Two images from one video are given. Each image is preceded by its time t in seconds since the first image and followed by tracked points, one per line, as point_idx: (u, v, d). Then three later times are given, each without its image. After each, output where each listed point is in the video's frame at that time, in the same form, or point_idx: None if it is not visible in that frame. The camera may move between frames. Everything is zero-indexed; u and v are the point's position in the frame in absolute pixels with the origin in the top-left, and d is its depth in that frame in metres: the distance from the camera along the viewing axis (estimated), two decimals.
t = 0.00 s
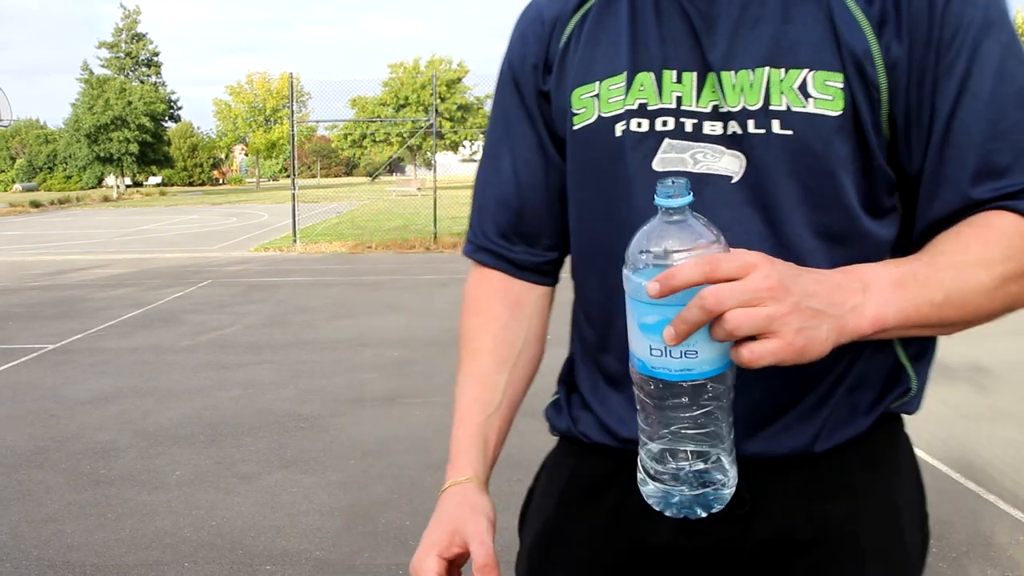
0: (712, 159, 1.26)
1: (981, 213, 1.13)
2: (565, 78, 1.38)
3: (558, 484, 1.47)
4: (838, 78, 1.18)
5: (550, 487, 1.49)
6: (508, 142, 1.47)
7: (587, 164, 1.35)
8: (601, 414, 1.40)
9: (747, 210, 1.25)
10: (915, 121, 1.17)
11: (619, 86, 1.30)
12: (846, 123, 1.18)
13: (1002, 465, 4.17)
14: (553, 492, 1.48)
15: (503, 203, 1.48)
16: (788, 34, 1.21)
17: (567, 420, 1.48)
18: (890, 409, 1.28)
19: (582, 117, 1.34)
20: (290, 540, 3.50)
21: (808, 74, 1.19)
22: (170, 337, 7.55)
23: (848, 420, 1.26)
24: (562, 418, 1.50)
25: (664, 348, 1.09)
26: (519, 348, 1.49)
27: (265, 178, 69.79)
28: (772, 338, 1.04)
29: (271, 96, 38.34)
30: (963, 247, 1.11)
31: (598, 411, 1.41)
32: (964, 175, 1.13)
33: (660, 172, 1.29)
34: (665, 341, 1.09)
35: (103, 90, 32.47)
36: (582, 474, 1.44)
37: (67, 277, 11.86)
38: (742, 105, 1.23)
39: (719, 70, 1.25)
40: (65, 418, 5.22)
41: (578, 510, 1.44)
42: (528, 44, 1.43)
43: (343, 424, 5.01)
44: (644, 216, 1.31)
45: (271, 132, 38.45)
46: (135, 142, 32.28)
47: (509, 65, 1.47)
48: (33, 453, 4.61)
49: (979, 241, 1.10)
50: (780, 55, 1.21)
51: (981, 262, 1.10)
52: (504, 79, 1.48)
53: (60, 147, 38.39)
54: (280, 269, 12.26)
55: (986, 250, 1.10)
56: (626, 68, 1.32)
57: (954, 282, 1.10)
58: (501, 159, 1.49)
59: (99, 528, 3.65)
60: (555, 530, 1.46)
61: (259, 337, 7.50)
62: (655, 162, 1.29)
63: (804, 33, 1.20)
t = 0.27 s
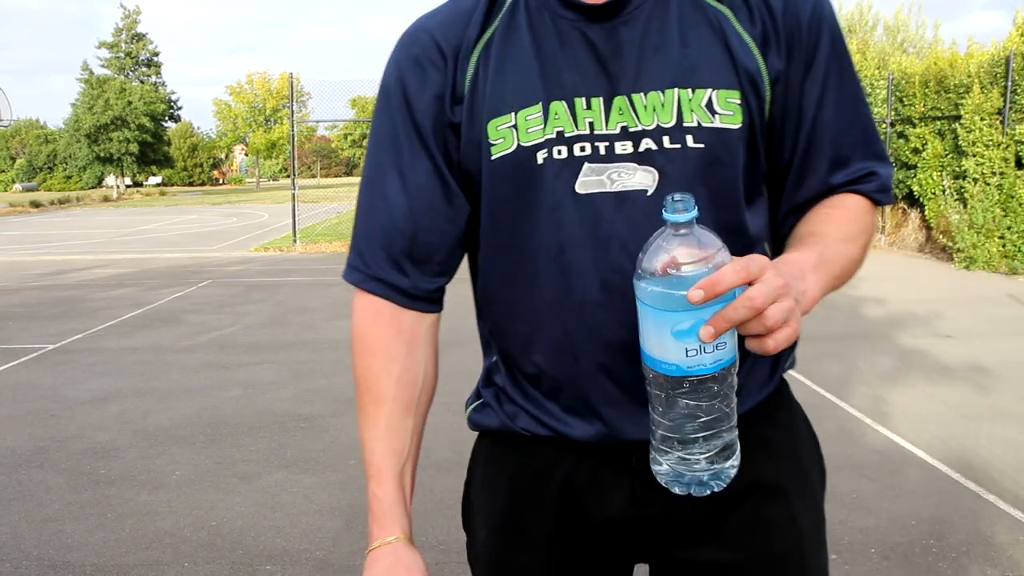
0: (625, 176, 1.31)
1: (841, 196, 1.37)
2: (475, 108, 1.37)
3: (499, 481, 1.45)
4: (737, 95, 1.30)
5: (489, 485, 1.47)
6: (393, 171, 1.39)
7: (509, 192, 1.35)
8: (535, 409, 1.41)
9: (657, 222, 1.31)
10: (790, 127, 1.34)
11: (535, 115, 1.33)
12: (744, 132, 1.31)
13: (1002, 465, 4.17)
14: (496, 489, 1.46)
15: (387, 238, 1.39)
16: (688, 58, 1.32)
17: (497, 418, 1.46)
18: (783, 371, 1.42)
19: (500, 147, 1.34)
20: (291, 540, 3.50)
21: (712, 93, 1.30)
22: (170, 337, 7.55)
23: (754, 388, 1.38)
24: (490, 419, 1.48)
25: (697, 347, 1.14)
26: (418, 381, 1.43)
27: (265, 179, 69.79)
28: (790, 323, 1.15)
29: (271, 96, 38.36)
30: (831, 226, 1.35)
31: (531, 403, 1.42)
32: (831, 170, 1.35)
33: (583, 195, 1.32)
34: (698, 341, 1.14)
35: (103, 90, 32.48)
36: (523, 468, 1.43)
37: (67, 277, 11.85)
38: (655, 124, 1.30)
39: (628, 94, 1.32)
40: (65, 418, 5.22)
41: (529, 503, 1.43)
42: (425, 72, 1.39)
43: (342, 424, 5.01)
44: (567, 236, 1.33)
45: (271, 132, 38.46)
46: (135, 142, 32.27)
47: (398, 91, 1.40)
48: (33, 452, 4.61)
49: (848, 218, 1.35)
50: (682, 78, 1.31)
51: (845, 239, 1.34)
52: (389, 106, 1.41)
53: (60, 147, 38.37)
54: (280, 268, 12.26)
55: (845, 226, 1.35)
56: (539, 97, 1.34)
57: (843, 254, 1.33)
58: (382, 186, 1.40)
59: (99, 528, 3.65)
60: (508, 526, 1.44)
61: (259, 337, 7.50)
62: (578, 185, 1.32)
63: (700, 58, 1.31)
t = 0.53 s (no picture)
0: (598, 173, 1.38)
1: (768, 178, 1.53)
2: (457, 112, 1.37)
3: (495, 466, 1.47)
4: (693, 95, 1.41)
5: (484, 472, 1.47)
6: (359, 160, 1.31)
7: (498, 197, 1.36)
8: (533, 403, 1.44)
9: (627, 217, 1.39)
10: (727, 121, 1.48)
11: (518, 122, 1.36)
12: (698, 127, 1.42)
13: (1003, 465, 4.17)
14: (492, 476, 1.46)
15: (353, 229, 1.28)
16: (647, 63, 1.41)
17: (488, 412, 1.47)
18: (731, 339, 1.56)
19: (484, 153, 1.35)
20: (291, 540, 3.50)
21: (672, 94, 1.39)
22: (170, 337, 7.55)
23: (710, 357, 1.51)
24: (479, 415, 1.48)
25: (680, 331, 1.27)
26: (388, 382, 1.31)
27: (265, 179, 69.81)
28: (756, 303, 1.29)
29: (270, 96, 38.37)
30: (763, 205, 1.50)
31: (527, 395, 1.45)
32: (764, 154, 1.51)
33: (567, 195, 1.37)
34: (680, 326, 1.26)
35: (103, 90, 32.48)
36: (518, 452, 1.46)
37: (67, 277, 11.85)
38: (625, 125, 1.38)
39: (597, 98, 1.38)
40: (65, 418, 5.22)
41: (528, 488, 1.45)
42: (394, 66, 1.34)
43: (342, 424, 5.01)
44: (555, 234, 1.36)
45: (271, 132, 38.46)
46: (135, 142, 32.27)
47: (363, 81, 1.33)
48: (33, 453, 4.61)
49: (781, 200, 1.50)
50: (644, 83, 1.39)
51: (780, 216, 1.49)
52: (353, 95, 1.33)
53: (60, 147, 38.38)
54: (280, 269, 12.26)
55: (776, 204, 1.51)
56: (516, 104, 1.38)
57: (783, 229, 1.47)
58: (346, 176, 1.31)
59: (99, 528, 3.65)
60: (510, 514, 1.45)
61: (259, 337, 7.51)
62: (561, 186, 1.37)
63: (657, 64, 1.41)
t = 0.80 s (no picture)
0: (603, 163, 1.50)
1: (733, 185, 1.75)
2: (484, 89, 1.42)
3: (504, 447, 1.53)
4: (682, 103, 1.60)
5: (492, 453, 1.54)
6: (410, 94, 1.29)
7: (518, 177, 1.43)
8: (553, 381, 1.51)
9: (625, 207, 1.53)
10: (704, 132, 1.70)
11: (539, 108, 1.44)
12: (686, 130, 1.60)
13: (1004, 466, 4.16)
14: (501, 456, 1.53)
15: (416, 141, 1.23)
16: (647, 69, 1.57)
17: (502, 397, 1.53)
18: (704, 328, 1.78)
19: (506, 134, 1.42)
20: (291, 540, 3.50)
21: (667, 99, 1.57)
22: (170, 337, 7.55)
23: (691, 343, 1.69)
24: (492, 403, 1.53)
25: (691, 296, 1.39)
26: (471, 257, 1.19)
27: (265, 179, 69.79)
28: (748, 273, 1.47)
29: (270, 96, 38.38)
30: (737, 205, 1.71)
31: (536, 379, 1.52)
32: (734, 163, 1.73)
33: (578, 180, 1.47)
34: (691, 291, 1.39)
35: (103, 90, 32.45)
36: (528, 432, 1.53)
37: (66, 277, 11.84)
38: (627, 122, 1.52)
39: (603, 97, 1.51)
40: (65, 418, 5.22)
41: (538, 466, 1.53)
42: (436, 34, 1.40)
43: (342, 423, 5.01)
44: (569, 216, 1.46)
45: (271, 132, 38.43)
46: (135, 142, 32.24)
47: (406, 39, 1.37)
48: (33, 452, 4.61)
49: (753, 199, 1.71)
50: (645, 87, 1.55)
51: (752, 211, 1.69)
52: (398, 48, 1.35)
53: (60, 147, 38.36)
54: (280, 269, 12.25)
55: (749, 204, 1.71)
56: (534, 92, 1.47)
57: (757, 225, 1.64)
58: (396, 103, 1.27)
59: (98, 528, 3.65)
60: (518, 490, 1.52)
61: (259, 337, 7.50)
62: (573, 170, 1.47)
63: (652, 74, 1.57)
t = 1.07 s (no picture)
0: (622, 171, 1.55)
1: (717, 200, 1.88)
2: (526, 95, 1.45)
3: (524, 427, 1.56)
4: (687, 125, 1.70)
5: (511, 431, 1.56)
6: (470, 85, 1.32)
7: (551, 179, 1.46)
8: (581, 364, 1.53)
9: (639, 214, 1.59)
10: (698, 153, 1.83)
11: (574, 117, 1.49)
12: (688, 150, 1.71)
13: (1004, 466, 4.17)
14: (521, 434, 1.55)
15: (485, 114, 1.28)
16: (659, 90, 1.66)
17: (527, 379, 1.54)
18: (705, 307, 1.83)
19: (547, 138, 1.46)
20: (291, 540, 3.50)
21: (675, 120, 1.67)
22: (171, 337, 7.56)
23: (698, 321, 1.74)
24: (519, 385, 1.55)
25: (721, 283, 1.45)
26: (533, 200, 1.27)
27: (265, 178, 69.79)
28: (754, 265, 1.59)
29: (270, 96, 38.38)
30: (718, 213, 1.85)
31: (560, 362, 1.53)
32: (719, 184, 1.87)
33: (604, 183, 1.52)
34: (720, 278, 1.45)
35: (103, 90, 32.47)
36: (549, 408, 1.55)
37: (66, 277, 11.85)
38: (644, 136, 1.59)
39: (625, 112, 1.57)
40: (65, 418, 5.22)
41: (559, 443, 1.55)
42: (487, 40, 1.44)
43: (342, 423, 5.01)
44: (596, 215, 1.50)
45: (271, 132, 38.42)
46: (135, 142, 32.23)
47: (460, 42, 1.41)
48: (33, 452, 4.61)
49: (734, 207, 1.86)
50: (658, 107, 1.63)
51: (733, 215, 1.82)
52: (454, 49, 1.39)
53: (60, 147, 38.37)
54: (280, 268, 12.25)
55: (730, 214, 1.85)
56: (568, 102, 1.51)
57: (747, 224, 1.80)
58: (459, 87, 1.30)
59: (99, 528, 3.65)
60: (540, 467, 1.55)
61: (259, 337, 7.51)
62: (599, 173, 1.51)
63: (665, 98, 1.67)
